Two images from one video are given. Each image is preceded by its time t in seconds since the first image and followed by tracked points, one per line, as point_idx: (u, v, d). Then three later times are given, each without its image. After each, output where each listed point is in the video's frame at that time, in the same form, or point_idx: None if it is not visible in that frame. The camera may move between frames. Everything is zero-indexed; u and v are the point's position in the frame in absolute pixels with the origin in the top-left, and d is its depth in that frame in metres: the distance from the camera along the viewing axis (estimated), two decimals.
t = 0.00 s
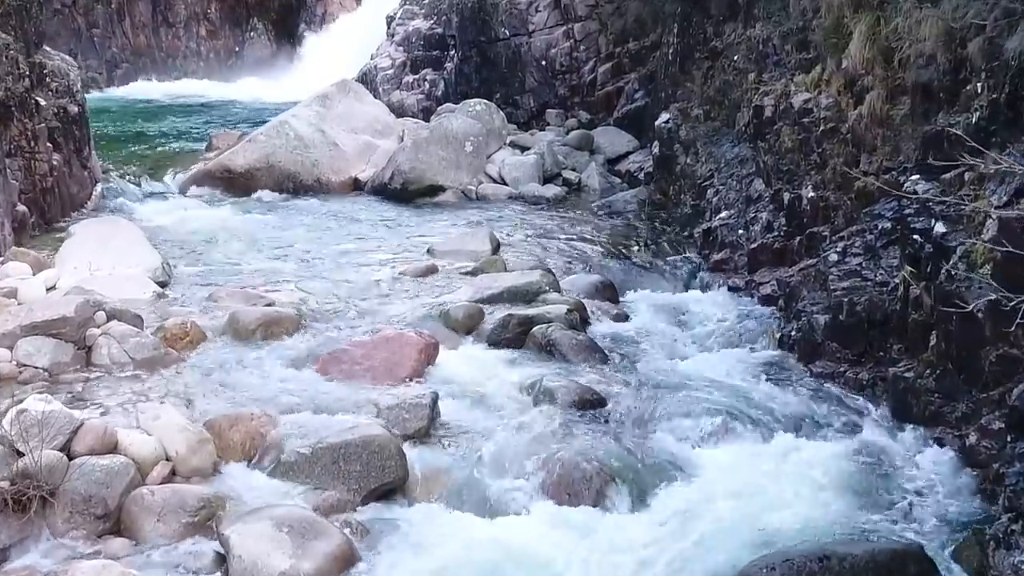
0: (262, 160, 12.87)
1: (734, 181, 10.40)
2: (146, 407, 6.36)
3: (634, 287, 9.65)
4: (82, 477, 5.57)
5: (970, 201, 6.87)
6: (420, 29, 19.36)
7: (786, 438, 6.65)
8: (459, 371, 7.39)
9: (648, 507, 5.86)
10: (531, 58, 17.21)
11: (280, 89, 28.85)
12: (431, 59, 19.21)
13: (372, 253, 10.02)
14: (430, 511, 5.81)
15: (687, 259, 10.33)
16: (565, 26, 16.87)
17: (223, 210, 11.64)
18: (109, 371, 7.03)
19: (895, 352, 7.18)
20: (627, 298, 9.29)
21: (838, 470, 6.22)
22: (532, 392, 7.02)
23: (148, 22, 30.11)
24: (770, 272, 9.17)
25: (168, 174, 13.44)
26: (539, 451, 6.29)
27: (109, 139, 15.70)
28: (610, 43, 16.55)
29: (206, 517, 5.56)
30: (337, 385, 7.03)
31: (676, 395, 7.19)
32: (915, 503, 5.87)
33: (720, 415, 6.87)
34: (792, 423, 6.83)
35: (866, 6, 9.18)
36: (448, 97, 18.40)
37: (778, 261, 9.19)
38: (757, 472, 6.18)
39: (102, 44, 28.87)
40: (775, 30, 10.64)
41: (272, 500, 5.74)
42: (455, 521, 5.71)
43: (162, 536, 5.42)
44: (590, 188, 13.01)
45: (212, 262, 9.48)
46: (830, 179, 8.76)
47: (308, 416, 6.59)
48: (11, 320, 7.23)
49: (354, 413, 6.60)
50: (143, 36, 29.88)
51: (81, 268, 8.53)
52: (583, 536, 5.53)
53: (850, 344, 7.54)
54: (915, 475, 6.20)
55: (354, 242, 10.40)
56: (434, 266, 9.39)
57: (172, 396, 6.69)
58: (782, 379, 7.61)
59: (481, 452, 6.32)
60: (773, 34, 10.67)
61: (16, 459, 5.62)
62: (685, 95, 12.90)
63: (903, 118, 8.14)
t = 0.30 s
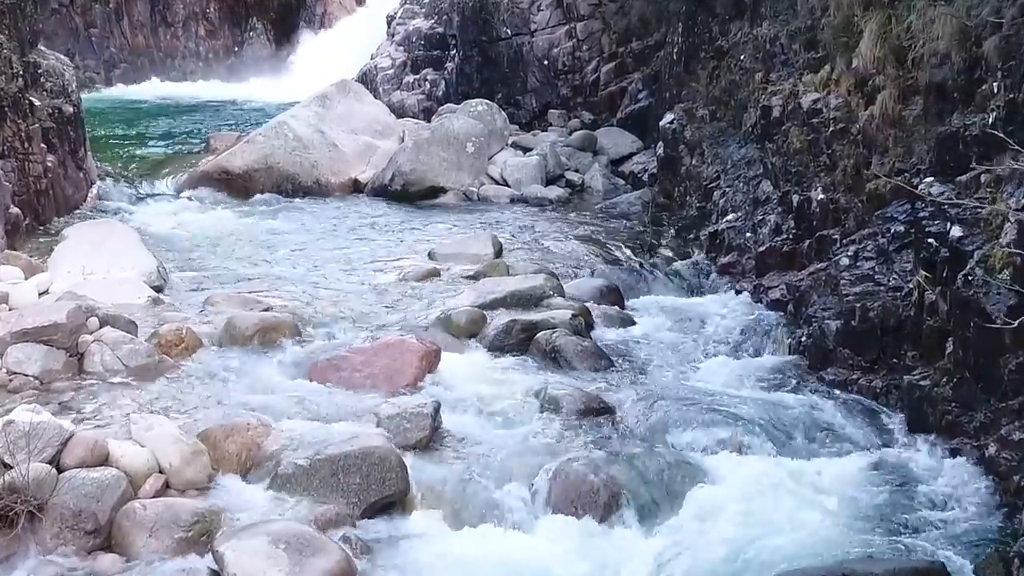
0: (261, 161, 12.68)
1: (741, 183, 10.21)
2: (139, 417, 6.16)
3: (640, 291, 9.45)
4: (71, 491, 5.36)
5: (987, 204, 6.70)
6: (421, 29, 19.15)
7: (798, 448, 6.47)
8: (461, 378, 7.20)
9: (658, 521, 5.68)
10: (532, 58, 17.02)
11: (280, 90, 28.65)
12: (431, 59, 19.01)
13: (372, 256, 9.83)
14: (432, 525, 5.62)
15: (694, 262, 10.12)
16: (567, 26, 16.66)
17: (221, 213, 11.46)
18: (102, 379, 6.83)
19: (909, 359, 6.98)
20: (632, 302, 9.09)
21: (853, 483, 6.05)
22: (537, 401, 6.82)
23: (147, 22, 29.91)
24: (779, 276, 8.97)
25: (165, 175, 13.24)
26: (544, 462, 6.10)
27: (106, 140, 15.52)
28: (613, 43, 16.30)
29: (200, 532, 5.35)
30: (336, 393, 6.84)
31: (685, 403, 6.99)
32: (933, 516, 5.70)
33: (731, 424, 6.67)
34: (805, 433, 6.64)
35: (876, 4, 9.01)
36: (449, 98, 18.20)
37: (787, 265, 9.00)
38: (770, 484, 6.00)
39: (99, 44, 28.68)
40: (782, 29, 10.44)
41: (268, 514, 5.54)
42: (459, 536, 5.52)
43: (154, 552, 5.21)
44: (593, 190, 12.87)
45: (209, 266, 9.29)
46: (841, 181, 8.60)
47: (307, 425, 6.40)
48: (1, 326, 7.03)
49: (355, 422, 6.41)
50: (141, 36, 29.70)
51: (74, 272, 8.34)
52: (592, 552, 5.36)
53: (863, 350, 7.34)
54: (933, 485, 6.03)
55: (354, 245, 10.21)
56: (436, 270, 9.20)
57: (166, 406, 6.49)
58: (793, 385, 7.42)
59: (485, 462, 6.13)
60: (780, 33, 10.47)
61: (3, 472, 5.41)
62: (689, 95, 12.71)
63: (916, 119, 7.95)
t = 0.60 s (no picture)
0: (260, 163, 12.51)
1: (748, 186, 10.03)
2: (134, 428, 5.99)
3: (646, 296, 9.29)
4: (64, 506, 5.17)
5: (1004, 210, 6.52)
6: (422, 29, 18.98)
7: (810, 460, 6.29)
8: (464, 387, 7.03)
9: (667, 536, 5.51)
10: (535, 58, 16.84)
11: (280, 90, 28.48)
12: (432, 60, 18.83)
13: (373, 260, 9.66)
14: (436, 541, 5.43)
15: (700, 267, 9.96)
16: (570, 26, 16.47)
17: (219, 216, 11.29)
18: (96, 389, 6.66)
19: (924, 368, 6.80)
20: (639, 308, 8.92)
21: (867, 498, 5.87)
22: (542, 410, 6.64)
23: (146, 22, 29.73)
24: (788, 281, 8.80)
25: (164, 177, 13.07)
26: (550, 474, 5.92)
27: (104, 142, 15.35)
28: (617, 43, 16.07)
29: (196, 548, 5.16)
30: (336, 403, 6.67)
31: (694, 413, 6.82)
32: (950, 533, 5.53)
33: (742, 435, 6.50)
34: (817, 443, 6.46)
35: (887, 5, 8.85)
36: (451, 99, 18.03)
37: (796, 270, 8.83)
38: (782, 498, 5.82)
39: (98, 44, 28.50)
40: (790, 30, 10.27)
41: (267, 530, 5.36)
42: (462, 552, 5.34)
43: (149, 569, 5.01)
44: (597, 192, 12.68)
45: (207, 271, 9.12)
46: (851, 184, 8.43)
47: (307, 436, 6.22)
48: None
49: (357, 433, 6.23)
50: (140, 37, 29.51)
51: (69, 277, 8.16)
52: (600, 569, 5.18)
53: (876, 358, 7.17)
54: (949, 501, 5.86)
55: (354, 248, 10.03)
56: (438, 274, 9.03)
57: (163, 416, 6.32)
58: (803, 394, 7.24)
59: (489, 474, 5.96)
60: (788, 33, 10.30)
61: None
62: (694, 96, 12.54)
63: (929, 122, 7.79)
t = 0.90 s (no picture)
0: (260, 165, 12.32)
1: (757, 189, 9.83)
2: (129, 442, 5.80)
3: (653, 302, 9.10)
4: (56, 525, 4.96)
5: None
6: (423, 30, 18.82)
7: (826, 474, 6.09)
8: (469, 397, 6.84)
9: (679, 554, 5.31)
10: (538, 59, 16.64)
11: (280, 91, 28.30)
12: (433, 60, 18.61)
13: (375, 265, 9.47)
14: (439, 560, 5.23)
15: (708, 273, 9.77)
16: (573, 26, 16.26)
17: (218, 220, 11.11)
18: (91, 399, 6.48)
19: (942, 378, 6.58)
20: (646, 315, 8.73)
21: (886, 515, 5.67)
22: (549, 422, 6.44)
23: (145, 22, 29.58)
24: (799, 288, 8.61)
25: (162, 180, 12.89)
26: (558, 489, 5.73)
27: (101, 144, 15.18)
28: (621, 43, 15.84)
29: (192, 568, 4.94)
30: (338, 414, 6.48)
31: (705, 425, 6.62)
32: (974, 552, 5.33)
33: (755, 447, 6.32)
34: (832, 457, 6.27)
35: (900, 5, 8.69)
36: (452, 100, 17.84)
37: (807, 276, 8.64)
38: (797, 515, 5.62)
39: (97, 45, 28.33)
40: (800, 30, 10.08)
41: (265, 548, 5.16)
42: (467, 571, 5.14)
43: None
44: (601, 195, 12.48)
45: (206, 276, 8.93)
46: (864, 189, 8.25)
47: (307, 449, 6.03)
48: None
49: (359, 445, 6.04)
50: (139, 37, 29.34)
51: (64, 283, 7.97)
52: None
53: (892, 368, 6.98)
54: (971, 517, 5.66)
55: (355, 253, 9.85)
56: (441, 280, 8.84)
57: (159, 429, 6.14)
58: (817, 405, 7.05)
59: (496, 489, 5.76)
60: (798, 34, 10.11)
61: None
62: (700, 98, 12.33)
63: (944, 125, 7.59)
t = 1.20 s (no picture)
0: (260, 167, 12.16)
1: (765, 192, 9.66)
2: (125, 454, 5.63)
3: (660, 307, 8.94)
4: (48, 542, 4.80)
5: None
6: (424, 30, 18.83)
7: (841, 489, 5.92)
8: (473, 406, 6.68)
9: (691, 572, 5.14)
10: (541, 59, 16.40)
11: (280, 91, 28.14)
12: (435, 60, 18.58)
13: (376, 269, 9.31)
14: None
15: (715, 277, 9.60)
16: (577, 26, 16.08)
17: (217, 223, 10.96)
18: (86, 409, 6.32)
19: (958, 387, 6.41)
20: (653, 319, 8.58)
21: (904, 531, 5.50)
22: (556, 432, 6.28)
23: (144, 22, 29.45)
24: (809, 292, 8.45)
25: (160, 182, 12.74)
26: (566, 503, 5.56)
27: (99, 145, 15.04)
28: (625, 43, 15.65)
29: None
30: (340, 424, 6.32)
31: (715, 436, 6.44)
32: (995, 570, 5.16)
33: (767, 458, 6.17)
34: (846, 470, 6.11)
35: (912, 4, 8.52)
36: (454, 101, 17.67)
37: (817, 280, 8.47)
38: (812, 532, 5.46)
39: (96, 45, 28.20)
40: (808, 30, 9.93)
41: (265, 565, 4.99)
42: None
43: None
44: (606, 198, 12.32)
45: (204, 281, 8.77)
46: (875, 192, 8.09)
47: (308, 460, 5.87)
48: None
49: (361, 457, 5.88)
50: (138, 37, 29.21)
51: (60, 289, 7.82)
52: None
53: (906, 377, 6.80)
54: (992, 533, 5.49)
55: (357, 257, 9.68)
56: (444, 285, 8.68)
57: (157, 440, 5.97)
58: (829, 414, 6.88)
59: (503, 502, 5.60)
60: (806, 34, 9.95)
61: None
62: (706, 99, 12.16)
63: (958, 127, 7.42)
